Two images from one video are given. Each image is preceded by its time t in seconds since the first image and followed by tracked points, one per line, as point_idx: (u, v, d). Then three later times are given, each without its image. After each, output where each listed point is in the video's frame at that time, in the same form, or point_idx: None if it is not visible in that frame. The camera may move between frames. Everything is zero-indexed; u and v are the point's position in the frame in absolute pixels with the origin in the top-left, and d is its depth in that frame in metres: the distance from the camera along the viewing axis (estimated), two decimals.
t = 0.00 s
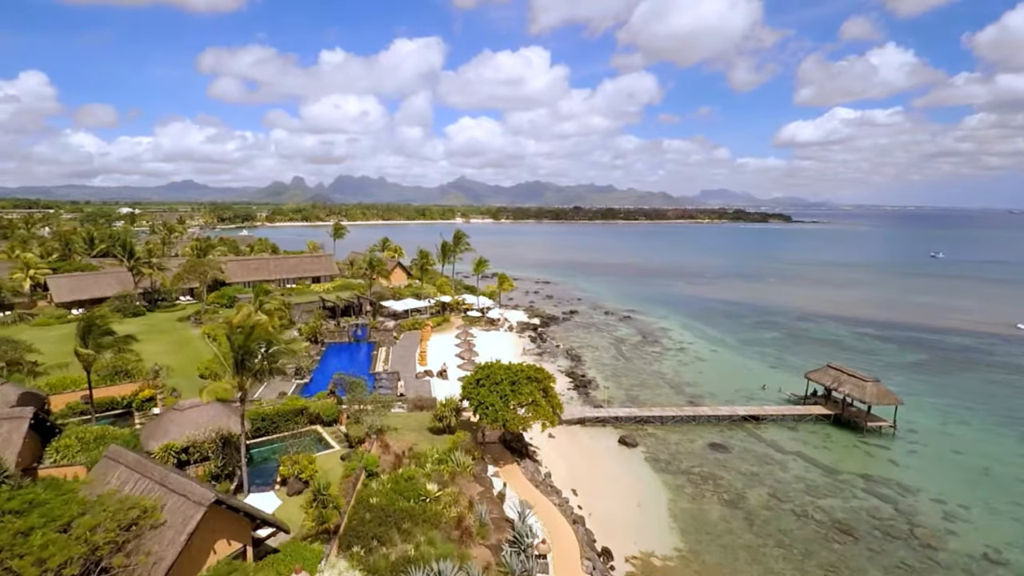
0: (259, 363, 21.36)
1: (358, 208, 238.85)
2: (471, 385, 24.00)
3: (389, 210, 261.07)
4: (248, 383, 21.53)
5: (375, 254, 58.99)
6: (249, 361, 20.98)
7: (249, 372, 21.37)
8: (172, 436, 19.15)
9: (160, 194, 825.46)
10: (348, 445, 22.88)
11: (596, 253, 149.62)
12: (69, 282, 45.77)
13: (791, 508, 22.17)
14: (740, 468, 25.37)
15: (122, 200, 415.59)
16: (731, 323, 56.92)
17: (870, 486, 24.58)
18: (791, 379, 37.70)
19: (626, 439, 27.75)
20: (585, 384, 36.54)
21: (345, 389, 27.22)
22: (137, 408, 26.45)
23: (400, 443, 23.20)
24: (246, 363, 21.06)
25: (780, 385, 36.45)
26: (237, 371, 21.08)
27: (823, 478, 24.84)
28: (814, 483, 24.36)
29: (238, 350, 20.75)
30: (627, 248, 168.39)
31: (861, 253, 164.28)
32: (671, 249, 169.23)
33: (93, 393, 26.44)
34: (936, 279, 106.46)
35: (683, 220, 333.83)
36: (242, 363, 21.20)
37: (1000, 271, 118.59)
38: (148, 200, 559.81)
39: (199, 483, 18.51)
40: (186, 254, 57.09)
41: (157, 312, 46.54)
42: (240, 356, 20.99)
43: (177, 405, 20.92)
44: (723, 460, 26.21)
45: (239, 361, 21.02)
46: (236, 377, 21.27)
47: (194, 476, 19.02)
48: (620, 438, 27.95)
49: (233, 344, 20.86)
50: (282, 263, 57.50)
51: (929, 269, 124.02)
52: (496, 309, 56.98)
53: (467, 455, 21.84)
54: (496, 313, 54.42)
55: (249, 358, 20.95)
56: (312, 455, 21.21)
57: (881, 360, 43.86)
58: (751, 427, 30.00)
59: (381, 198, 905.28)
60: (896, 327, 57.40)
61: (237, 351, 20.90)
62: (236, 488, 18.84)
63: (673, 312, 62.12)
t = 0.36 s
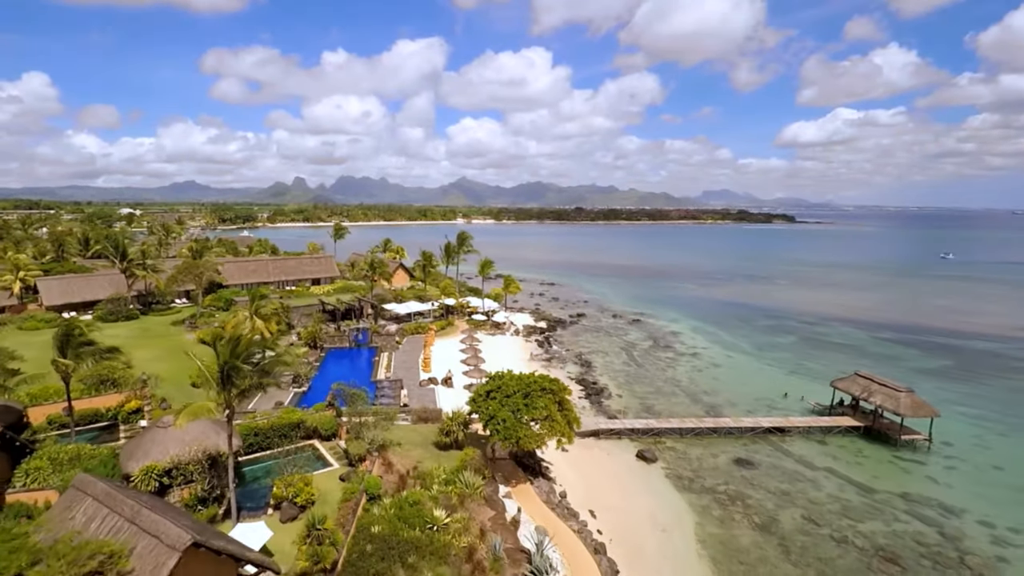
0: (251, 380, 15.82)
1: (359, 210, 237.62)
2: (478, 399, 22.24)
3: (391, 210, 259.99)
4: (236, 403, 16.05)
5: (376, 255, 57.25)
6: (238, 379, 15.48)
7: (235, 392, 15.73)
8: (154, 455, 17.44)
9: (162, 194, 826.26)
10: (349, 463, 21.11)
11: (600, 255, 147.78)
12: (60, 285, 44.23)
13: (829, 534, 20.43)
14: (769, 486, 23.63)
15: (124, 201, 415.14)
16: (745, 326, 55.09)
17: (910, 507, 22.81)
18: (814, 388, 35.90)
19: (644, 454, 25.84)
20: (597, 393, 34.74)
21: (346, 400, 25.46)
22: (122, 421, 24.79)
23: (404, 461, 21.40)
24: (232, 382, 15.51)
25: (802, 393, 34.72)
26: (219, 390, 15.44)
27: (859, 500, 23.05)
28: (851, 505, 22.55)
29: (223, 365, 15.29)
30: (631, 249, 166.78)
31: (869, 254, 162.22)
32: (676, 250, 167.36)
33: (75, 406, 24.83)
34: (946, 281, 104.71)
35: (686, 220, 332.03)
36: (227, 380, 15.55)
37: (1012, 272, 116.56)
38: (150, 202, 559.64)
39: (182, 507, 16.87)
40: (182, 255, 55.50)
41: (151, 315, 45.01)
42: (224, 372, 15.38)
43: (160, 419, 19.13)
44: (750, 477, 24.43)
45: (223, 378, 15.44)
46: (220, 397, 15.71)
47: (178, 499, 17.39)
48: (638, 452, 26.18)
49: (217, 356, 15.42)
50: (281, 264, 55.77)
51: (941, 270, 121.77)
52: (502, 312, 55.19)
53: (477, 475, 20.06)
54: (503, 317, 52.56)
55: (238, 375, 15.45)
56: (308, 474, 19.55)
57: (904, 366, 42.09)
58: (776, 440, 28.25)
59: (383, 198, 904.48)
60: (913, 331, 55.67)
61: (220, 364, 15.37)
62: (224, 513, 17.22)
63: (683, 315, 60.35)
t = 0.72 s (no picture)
0: (240, 399, 14.08)
1: (362, 210, 236.15)
2: (490, 415, 20.46)
3: (394, 211, 258.55)
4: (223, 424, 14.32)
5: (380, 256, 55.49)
6: (226, 398, 13.76)
7: (223, 412, 14.03)
8: (134, 481, 15.71)
9: (166, 194, 827.17)
10: (350, 484, 19.40)
11: (606, 256, 145.81)
12: (52, 287, 42.70)
13: (877, 565, 18.65)
14: (805, 509, 21.90)
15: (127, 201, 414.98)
16: (761, 330, 53.17)
17: (960, 533, 21.00)
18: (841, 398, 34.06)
19: (666, 472, 24.02)
20: (612, 402, 32.91)
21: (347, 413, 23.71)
22: (108, 434, 23.11)
23: (411, 483, 19.67)
24: (220, 401, 13.84)
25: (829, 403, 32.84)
26: (205, 411, 13.75)
27: (903, 525, 21.25)
28: (896, 531, 20.75)
29: (209, 382, 13.58)
30: (637, 249, 164.72)
31: (878, 255, 159.80)
32: (683, 251, 165.15)
33: (57, 419, 23.07)
34: (961, 282, 102.42)
35: (691, 220, 329.90)
36: (214, 399, 13.87)
37: None
38: (153, 201, 560.41)
39: (165, 539, 15.41)
40: (180, 256, 53.90)
41: (146, 319, 43.43)
42: (211, 391, 13.70)
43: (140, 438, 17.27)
44: (784, 498, 22.63)
45: (210, 397, 13.74)
46: (205, 418, 14.00)
47: (162, 529, 15.80)
48: (661, 469, 24.39)
49: (202, 373, 13.70)
50: (281, 266, 54.12)
51: (955, 272, 119.36)
52: (509, 315, 53.38)
53: (490, 499, 18.31)
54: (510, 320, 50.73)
55: (226, 394, 13.72)
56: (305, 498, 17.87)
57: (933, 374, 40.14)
58: (807, 456, 26.43)
59: (386, 199, 903.82)
60: (937, 335, 53.59)
61: (205, 383, 13.66)
62: (213, 543, 15.65)
63: (696, 318, 58.47)
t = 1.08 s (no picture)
0: (223, 426, 12.24)
1: (363, 210, 234.66)
2: (503, 433, 18.73)
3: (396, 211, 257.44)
4: (205, 454, 12.48)
5: (381, 258, 53.85)
6: (208, 426, 11.91)
7: (204, 440, 12.22)
8: (107, 513, 14.11)
9: (168, 195, 827.97)
10: (349, 510, 17.66)
11: (609, 257, 144.17)
12: (40, 289, 41.11)
13: None
14: (844, 535, 20.16)
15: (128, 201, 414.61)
16: (775, 334, 51.38)
17: (1014, 561, 19.26)
18: (868, 409, 32.24)
19: (691, 492, 22.24)
20: (626, 413, 31.15)
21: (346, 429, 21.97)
22: (89, 452, 21.49)
23: (417, 508, 17.96)
24: (200, 429, 11.98)
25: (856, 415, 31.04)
26: (182, 440, 11.91)
27: (952, 554, 19.50)
28: (946, 560, 18.97)
29: (187, 408, 11.67)
30: (641, 250, 162.79)
31: (885, 255, 157.94)
32: (687, 252, 163.30)
33: (34, 435, 21.56)
34: (974, 284, 100.39)
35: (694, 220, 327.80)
36: (193, 427, 12.01)
37: None
38: (154, 201, 559.62)
39: None
40: (175, 256, 52.34)
41: (139, 323, 41.85)
42: (189, 418, 11.82)
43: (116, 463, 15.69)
44: (820, 523, 20.86)
45: (189, 425, 11.87)
46: (182, 448, 12.15)
47: (138, 566, 13.96)
48: (685, 489, 22.61)
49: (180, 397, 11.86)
50: (279, 267, 52.48)
51: (965, 273, 117.46)
52: (515, 319, 51.68)
53: (503, 528, 16.54)
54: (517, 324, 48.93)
55: (206, 422, 11.85)
56: (299, 528, 16.18)
57: (960, 382, 38.33)
58: (838, 474, 24.70)
59: (387, 199, 902.92)
60: (958, 339, 51.75)
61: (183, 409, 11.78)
62: None
63: (707, 321, 56.74)
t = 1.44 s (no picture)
0: (197, 466, 10.53)
1: (363, 209, 232.51)
2: (518, 454, 17.03)
3: (397, 210, 255.43)
4: (178, 494, 10.80)
5: (383, 259, 52.14)
6: (180, 466, 10.24)
7: (175, 483, 10.54)
8: (71, 556, 12.41)
9: (169, 195, 827.47)
10: (348, 543, 15.95)
11: (614, 257, 142.16)
12: (28, 293, 39.45)
13: None
14: (890, 566, 18.46)
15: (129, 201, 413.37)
16: (791, 338, 49.61)
17: None
18: (898, 422, 30.53)
19: (720, 517, 20.48)
20: (643, 425, 29.38)
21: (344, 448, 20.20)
22: (67, 473, 19.84)
23: (423, 540, 16.23)
24: (171, 469, 10.28)
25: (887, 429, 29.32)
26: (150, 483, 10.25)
27: None
28: None
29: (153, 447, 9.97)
30: (645, 250, 160.92)
31: (893, 256, 155.99)
32: (692, 252, 161.31)
33: (8, 454, 20.02)
34: (988, 285, 98.40)
35: (697, 220, 325.75)
36: (163, 467, 10.32)
37: None
38: (156, 201, 558.81)
39: None
40: (171, 258, 50.62)
41: (131, 328, 40.17)
42: (157, 458, 10.14)
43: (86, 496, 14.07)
44: (863, 552, 19.15)
45: (158, 464, 10.18)
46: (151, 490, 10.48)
47: None
48: (712, 513, 20.87)
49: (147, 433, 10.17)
50: (278, 269, 50.79)
51: (976, 274, 115.60)
52: (522, 323, 49.97)
53: (519, 564, 14.83)
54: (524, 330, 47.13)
55: (177, 462, 10.19)
56: (291, 566, 14.49)
57: (991, 391, 36.54)
58: (876, 495, 23.00)
59: (389, 199, 901.57)
60: (980, 344, 50.01)
61: (149, 447, 10.11)
62: None
63: (719, 325, 54.98)
